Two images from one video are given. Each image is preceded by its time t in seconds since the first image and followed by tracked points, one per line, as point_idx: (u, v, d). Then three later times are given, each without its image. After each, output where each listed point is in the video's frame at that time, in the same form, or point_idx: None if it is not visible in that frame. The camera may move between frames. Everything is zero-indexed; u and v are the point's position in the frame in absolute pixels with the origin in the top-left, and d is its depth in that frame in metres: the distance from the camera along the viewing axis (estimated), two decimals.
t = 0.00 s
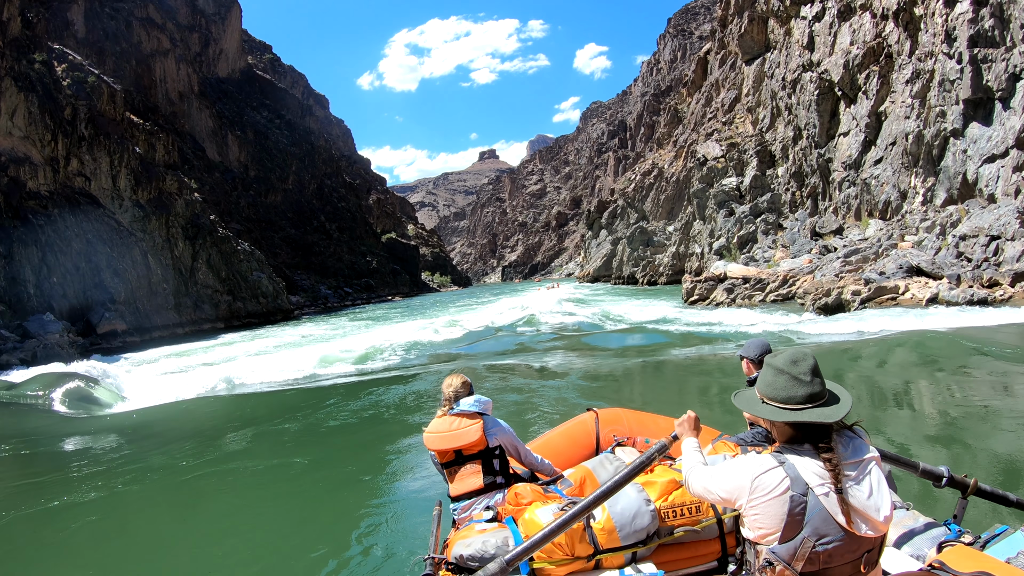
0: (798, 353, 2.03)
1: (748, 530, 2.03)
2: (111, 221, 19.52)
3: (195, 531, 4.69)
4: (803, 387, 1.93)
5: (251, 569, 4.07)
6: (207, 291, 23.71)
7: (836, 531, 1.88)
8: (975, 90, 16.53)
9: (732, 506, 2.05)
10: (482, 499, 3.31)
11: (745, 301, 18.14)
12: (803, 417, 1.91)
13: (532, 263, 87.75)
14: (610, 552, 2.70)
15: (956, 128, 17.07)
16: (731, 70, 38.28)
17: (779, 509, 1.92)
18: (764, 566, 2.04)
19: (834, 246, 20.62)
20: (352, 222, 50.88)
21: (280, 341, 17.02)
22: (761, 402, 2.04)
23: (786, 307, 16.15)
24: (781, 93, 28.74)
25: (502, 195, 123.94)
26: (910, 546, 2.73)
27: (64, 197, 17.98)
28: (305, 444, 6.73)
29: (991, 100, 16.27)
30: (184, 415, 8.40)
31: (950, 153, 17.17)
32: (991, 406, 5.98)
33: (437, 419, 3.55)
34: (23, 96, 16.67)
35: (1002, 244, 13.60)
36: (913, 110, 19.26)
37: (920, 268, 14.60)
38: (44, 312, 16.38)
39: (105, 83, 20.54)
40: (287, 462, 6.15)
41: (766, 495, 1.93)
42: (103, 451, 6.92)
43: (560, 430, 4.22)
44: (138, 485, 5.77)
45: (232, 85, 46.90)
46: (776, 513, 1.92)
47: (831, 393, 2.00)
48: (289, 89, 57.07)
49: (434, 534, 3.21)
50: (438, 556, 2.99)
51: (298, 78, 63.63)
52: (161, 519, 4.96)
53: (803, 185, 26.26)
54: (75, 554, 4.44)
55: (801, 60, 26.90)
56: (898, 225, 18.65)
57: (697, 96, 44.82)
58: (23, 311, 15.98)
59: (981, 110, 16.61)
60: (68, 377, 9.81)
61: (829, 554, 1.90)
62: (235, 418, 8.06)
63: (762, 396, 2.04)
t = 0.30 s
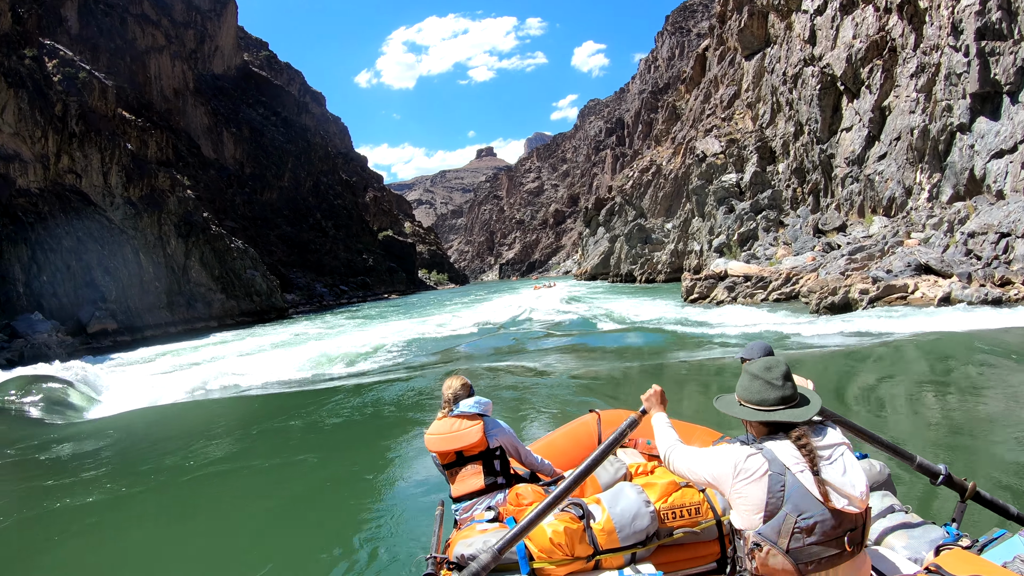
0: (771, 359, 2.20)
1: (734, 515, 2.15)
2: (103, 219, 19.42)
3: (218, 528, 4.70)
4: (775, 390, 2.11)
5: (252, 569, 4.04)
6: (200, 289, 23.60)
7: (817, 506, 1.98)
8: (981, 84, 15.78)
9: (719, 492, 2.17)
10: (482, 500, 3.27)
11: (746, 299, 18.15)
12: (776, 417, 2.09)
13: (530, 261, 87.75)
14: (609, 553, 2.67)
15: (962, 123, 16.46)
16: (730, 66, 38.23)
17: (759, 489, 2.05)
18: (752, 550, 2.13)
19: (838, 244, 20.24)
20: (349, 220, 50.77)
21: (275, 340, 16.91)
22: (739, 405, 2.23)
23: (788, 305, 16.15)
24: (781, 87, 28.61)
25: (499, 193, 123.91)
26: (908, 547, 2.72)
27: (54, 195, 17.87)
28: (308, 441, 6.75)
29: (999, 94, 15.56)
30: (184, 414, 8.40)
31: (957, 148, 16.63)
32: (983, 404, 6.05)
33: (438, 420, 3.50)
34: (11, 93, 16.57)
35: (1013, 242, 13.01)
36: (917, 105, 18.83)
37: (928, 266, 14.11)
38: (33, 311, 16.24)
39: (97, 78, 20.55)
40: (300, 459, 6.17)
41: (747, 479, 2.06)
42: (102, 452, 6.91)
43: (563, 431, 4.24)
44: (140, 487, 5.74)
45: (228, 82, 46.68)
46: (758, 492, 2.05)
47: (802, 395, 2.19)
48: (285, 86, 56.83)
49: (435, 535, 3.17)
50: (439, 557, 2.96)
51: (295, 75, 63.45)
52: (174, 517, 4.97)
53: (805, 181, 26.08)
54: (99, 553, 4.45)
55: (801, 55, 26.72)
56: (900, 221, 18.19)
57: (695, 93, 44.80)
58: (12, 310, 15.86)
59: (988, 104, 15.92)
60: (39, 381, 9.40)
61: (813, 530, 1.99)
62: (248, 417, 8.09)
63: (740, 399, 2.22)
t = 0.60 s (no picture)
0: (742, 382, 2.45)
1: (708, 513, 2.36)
2: (90, 217, 19.23)
3: (227, 530, 4.68)
4: (746, 410, 2.35)
5: None
6: (190, 289, 23.46)
7: (779, 493, 2.22)
8: (988, 81, 15.23)
9: (694, 495, 2.38)
10: (481, 506, 3.23)
11: (746, 301, 18.14)
12: (748, 432, 2.33)
13: (525, 261, 87.65)
14: (607, 560, 2.60)
15: (968, 121, 15.81)
16: (727, 66, 38.28)
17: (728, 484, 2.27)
18: (726, 541, 2.32)
19: (840, 244, 20.11)
20: (343, 219, 50.56)
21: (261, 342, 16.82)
22: (715, 422, 2.47)
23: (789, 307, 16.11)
24: (780, 87, 28.47)
25: (495, 194, 123.82)
26: (906, 557, 2.70)
27: (41, 192, 17.67)
28: (307, 441, 6.76)
29: (1005, 92, 15.00)
30: (182, 413, 8.38)
31: (961, 147, 16.04)
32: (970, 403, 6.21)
33: (436, 426, 3.47)
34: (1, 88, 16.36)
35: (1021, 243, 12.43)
36: (921, 104, 18.26)
37: (935, 268, 13.52)
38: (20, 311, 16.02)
39: (87, 74, 20.39)
40: (306, 459, 6.20)
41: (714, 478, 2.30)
42: (96, 454, 6.84)
43: (562, 438, 4.25)
44: (141, 489, 5.67)
45: (221, 80, 46.37)
46: (726, 489, 2.26)
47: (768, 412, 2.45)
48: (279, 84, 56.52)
49: (433, 539, 3.11)
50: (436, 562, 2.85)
51: (289, 73, 63.12)
52: (179, 517, 4.95)
53: (804, 181, 25.67)
54: (108, 554, 4.43)
55: (801, 53, 26.42)
56: (903, 222, 17.82)
57: (692, 93, 44.83)
58: None
59: (995, 102, 15.32)
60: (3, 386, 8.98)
61: (778, 514, 2.23)
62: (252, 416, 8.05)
63: (714, 418, 2.46)
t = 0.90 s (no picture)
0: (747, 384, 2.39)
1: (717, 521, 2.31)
2: (78, 213, 18.96)
3: (224, 533, 4.74)
4: (752, 413, 2.28)
5: None
6: (178, 287, 23.26)
7: (789, 499, 2.15)
8: (995, 78, 14.55)
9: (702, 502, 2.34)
10: (481, 509, 3.26)
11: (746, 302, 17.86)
12: (753, 437, 2.27)
13: (519, 260, 87.59)
14: (607, 564, 2.64)
15: (975, 118, 15.16)
16: (723, 65, 38.37)
17: (734, 489, 2.23)
18: (735, 547, 2.24)
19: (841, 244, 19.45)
20: (336, 217, 50.34)
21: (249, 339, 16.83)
22: (719, 425, 2.40)
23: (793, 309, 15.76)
24: (779, 83, 28.00)
25: (489, 192, 123.75)
26: (906, 561, 2.69)
27: (27, 188, 17.47)
28: (306, 441, 6.81)
29: (1014, 88, 14.28)
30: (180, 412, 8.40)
31: (968, 145, 15.41)
32: (955, 403, 6.31)
33: (438, 429, 3.48)
34: None
35: None
36: (925, 101, 17.48)
37: (944, 268, 12.95)
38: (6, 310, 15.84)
39: (75, 68, 19.99)
40: (307, 459, 6.31)
41: (720, 482, 2.26)
42: (94, 454, 6.86)
43: (563, 440, 4.22)
44: (139, 492, 5.70)
45: (214, 76, 46.01)
46: (734, 493, 2.22)
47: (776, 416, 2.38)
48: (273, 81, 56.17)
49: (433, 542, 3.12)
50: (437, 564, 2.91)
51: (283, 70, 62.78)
52: (174, 521, 5.01)
53: (803, 179, 24.98)
54: (105, 557, 4.50)
55: (801, 48, 25.59)
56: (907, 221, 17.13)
57: (688, 91, 44.93)
58: None
59: (1002, 99, 14.63)
60: None
61: (788, 520, 2.14)
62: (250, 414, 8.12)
63: (719, 420, 2.39)
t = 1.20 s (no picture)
0: (793, 376, 2.10)
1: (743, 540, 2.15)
2: (65, 209, 18.80)
3: (224, 530, 4.70)
4: (796, 416, 2.03)
5: None
6: (169, 284, 23.11)
7: (830, 539, 1.96)
8: (1008, 71, 14.06)
9: (729, 519, 2.14)
10: (482, 508, 3.26)
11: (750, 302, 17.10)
12: (793, 447, 2.02)
13: (514, 259, 87.59)
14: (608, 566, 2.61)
15: (984, 113, 14.78)
16: (722, 62, 38.51)
17: (770, 515, 2.02)
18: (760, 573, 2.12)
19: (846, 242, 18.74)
20: (330, 215, 50.20)
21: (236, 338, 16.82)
22: (756, 424, 2.17)
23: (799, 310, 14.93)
24: (779, 79, 27.94)
25: (485, 191, 123.70)
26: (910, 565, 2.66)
27: (14, 183, 17.26)
28: (303, 437, 6.80)
29: None
30: (175, 408, 8.35)
31: (976, 141, 15.02)
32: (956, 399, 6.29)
33: (441, 426, 3.55)
34: None
35: None
36: (932, 95, 17.18)
37: (957, 267, 12.24)
38: None
39: (64, 62, 19.63)
40: (307, 454, 6.27)
41: (754, 505, 2.04)
42: (89, 451, 6.80)
43: (564, 441, 4.25)
44: (139, 488, 5.65)
45: (209, 72, 45.71)
46: (770, 522, 2.02)
47: (824, 415, 2.11)
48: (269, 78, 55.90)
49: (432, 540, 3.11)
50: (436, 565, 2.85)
51: (280, 67, 62.54)
52: (172, 519, 4.96)
53: (806, 176, 24.90)
54: (102, 555, 4.44)
55: (803, 44, 25.55)
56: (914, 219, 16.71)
57: (686, 89, 45.05)
58: None
59: (1014, 92, 14.16)
60: None
61: (823, 560, 1.98)
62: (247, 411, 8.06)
63: (757, 419, 2.17)
